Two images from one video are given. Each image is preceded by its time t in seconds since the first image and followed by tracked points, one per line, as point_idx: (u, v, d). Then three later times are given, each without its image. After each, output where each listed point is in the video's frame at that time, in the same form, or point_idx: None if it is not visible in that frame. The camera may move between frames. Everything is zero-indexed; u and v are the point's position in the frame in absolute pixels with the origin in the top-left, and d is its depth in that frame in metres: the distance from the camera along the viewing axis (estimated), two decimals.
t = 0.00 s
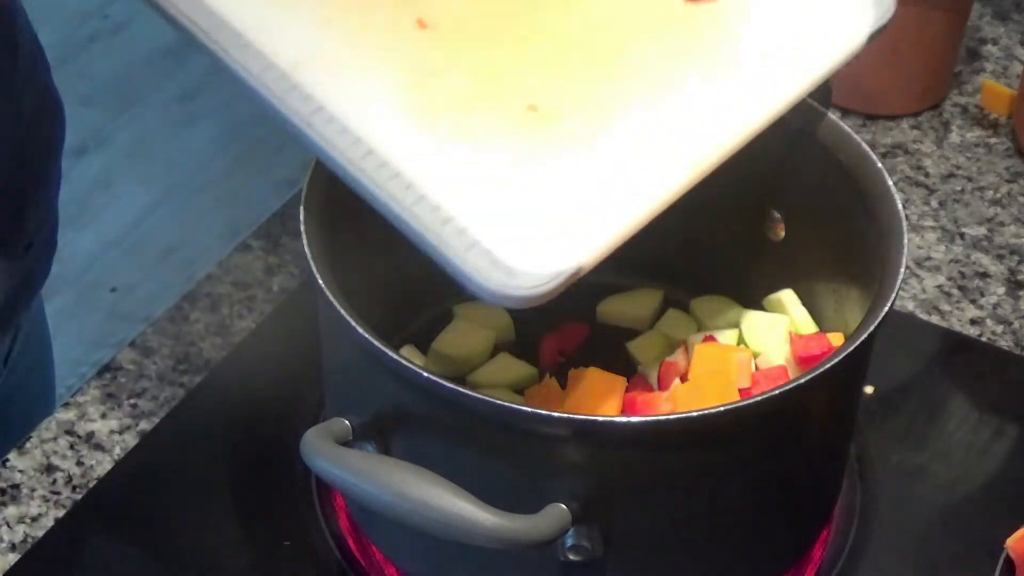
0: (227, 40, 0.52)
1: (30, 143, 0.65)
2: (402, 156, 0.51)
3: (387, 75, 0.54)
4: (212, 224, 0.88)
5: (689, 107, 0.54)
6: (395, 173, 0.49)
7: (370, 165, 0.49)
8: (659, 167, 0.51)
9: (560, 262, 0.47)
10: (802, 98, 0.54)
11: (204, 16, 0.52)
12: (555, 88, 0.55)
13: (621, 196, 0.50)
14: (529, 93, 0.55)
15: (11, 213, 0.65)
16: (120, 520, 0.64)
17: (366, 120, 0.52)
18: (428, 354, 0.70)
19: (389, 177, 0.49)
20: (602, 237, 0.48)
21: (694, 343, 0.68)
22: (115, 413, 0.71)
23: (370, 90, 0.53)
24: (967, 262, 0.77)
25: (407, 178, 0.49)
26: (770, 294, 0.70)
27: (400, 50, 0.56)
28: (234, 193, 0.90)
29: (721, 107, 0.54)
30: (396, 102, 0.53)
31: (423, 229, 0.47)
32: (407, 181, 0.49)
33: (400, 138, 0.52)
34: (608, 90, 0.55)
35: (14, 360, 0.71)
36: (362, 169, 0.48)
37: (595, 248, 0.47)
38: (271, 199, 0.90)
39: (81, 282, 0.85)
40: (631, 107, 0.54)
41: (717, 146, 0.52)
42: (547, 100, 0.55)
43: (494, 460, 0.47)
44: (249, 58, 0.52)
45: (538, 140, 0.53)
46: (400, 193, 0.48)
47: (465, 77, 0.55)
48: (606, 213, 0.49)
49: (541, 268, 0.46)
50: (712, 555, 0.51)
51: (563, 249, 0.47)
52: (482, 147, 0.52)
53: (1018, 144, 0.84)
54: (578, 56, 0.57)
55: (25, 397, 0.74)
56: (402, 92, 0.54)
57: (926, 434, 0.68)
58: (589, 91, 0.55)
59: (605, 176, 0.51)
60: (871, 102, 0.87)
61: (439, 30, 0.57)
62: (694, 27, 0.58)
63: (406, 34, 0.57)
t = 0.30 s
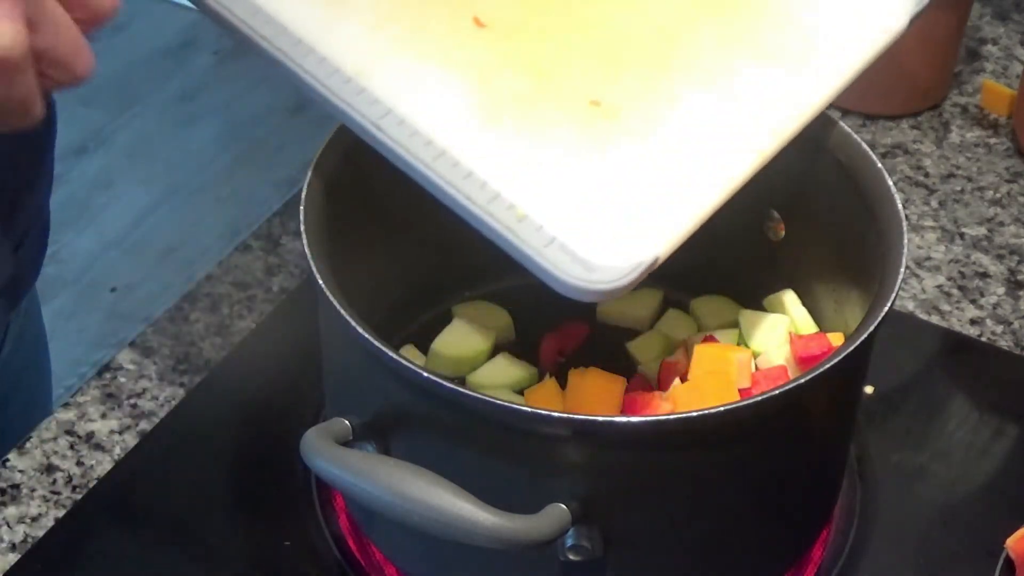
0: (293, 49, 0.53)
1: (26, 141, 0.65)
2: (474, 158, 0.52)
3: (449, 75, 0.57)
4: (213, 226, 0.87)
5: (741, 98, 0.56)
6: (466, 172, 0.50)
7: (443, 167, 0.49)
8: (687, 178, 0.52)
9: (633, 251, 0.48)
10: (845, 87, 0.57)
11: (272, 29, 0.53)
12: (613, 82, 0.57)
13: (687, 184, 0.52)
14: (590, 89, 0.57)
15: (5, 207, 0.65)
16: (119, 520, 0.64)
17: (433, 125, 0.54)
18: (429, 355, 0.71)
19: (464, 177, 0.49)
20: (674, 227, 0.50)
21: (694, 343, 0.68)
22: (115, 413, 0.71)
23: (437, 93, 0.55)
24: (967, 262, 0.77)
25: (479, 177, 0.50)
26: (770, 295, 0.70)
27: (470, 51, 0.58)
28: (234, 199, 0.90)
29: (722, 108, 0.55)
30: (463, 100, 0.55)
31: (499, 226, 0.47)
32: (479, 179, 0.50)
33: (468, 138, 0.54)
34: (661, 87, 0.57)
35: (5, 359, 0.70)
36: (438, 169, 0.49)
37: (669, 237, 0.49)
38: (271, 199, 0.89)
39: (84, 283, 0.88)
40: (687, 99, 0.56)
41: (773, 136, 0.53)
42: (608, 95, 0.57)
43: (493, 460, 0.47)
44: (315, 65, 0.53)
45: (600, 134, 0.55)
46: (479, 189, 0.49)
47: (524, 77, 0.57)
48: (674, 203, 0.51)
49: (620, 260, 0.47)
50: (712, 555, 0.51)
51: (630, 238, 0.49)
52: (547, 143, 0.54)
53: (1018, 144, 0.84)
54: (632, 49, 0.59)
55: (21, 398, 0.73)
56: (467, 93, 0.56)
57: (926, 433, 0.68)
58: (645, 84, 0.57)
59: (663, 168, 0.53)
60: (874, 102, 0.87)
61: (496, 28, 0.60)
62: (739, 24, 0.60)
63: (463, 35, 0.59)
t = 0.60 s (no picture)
0: (311, 52, 0.54)
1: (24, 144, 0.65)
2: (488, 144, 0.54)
3: (465, 73, 0.57)
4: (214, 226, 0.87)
5: (748, 90, 0.57)
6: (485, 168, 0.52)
7: (465, 164, 0.52)
8: (688, 179, 0.53)
9: (651, 239, 0.50)
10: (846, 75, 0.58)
11: (291, 36, 0.55)
12: (628, 73, 0.58)
13: (699, 176, 0.53)
14: (604, 81, 0.58)
15: None
16: (119, 520, 0.64)
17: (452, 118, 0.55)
18: (428, 354, 0.71)
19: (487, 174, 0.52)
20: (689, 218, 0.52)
21: (693, 343, 0.68)
22: (115, 413, 0.71)
23: (452, 89, 0.56)
24: (967, 262, 0.77)
25: (500, 171, 0.53)
26: (770, 294, 0.70)
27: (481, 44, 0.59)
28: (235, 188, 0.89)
29: (722, 107, 0.57)
30: (480, 96, 0.56)
31: (526, 222, 0.50)
32: (502, 175, 0.52)
33: (484, 134, 0.55)
34: (669, 81, 0.58)
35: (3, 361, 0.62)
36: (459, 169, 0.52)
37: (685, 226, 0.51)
38: (271, 199, 0.90)
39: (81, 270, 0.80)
40: (699, 91, 0.57)
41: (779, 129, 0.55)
42: (622, 88, 0.58)
43: (492, 460, 0.47)
44: (335, 68, 0.54)
45: (617, 125, 0.56)
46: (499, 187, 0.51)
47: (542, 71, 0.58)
48: (688, 194, 0.53)
49: (641, 245, 0.50)
50: (712, 555, 0.51)
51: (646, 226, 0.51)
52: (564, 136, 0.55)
53: (1018, 144, 0.84)
54: (644, 42, 0.60)
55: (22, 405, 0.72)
56: (484, 87, 0.57)
57: (926, 433, 0.68)
58: (658, 76, 0.58)
59: (675, 160, 0.54)
60: (873, 102, 0.87)
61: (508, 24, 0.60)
62: (745, 16, 0.61)
63: (477, 32, 0.60)
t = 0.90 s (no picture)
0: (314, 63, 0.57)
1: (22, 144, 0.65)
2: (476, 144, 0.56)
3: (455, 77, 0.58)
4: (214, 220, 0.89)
5: (736, 91, 0.58)
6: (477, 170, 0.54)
7: (452, 164, 0.54)
8: (688, 177, 0.55)
9: (639, 240, 0.52)
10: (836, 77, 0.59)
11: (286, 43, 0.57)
12: (619, 74, 0.59)
13: (688, 180, 0.55)
14: (594, 82, 0.59)
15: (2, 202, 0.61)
16: (119, 520, 0.64)
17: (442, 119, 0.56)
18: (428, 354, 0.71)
19: (474, 173, 0.54)
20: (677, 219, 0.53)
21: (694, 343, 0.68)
22: (115, 413, 0.71)
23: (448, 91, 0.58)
24: (967, 262, 0.77)
25: (488, 170, 0.54)
26: (770, 294, 0.70)
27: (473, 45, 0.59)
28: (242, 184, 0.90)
29: (722, 107, 0.57)
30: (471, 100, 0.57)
31: (511, 219, 0.52)
32: (490, 174, 0.54)
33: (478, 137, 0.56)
34: (660, 80, 0.59)
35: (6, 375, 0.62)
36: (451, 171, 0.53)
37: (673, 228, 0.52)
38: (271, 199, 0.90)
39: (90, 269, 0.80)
40: (688, 91, 0.58)
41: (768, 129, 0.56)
42: (611, 90, 0.59)
43: (493, 460, 0.47)
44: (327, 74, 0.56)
45: (606, 127, 0.57)
46: (489, 187, 0.53)
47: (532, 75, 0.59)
48: (677, 195, 0.54)
49: (630, 244, 0.52)
50: (712, 555, 0.51)
51: (635, 228, 0.52)
52: (557, 138, 0.57)
53: (1018, 144, 0.84)
54: (633, 42, 0.61)
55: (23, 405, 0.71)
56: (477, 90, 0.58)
57: (926, 433, 0.68)
58: (647, 76, 0.59)
59: (663, 162, 0.55)
60: (872, 102, 0.87)
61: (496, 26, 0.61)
62: (733, 15, 0.62)
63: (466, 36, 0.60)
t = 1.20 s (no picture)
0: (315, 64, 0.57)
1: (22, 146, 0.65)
2: (476, 140, 0.56)
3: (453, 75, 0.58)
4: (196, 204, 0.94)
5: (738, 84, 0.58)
6: (480, 165, 0.54)
7: (453, 160, 0.54)
8: (688, 177, 0.54)
9: (642, 235, 0.52)
10: (838, 69, 0.59)
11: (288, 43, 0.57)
12: (619, 70, 0.59)
13: (691, 175, 0.54)
14: (595, 79, 0.59)
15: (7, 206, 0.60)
16: (119, 520, 0.64)
17: (442, 116, 0.56)
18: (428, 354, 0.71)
19: (477, 169, 0.54)
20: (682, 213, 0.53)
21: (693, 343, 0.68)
22: (115, 413, 0.71)
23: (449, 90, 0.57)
24: (967, 262, 0.77)
25: (490, 167, 0.54)
26: (770, 294, 0.70)
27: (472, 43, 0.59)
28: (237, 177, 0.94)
29: (725, 102, 0.57)
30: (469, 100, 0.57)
31: (513, 214, 0.52)
32: (491, 170, 0.54)
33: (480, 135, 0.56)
34: (660, 77, 0.59)
35: None
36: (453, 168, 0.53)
37: (677, 223, 0.52)
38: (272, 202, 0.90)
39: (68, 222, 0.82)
40: (689, 85, 0.58)
41: (770, 123, 0.56)
42: (612, 84, 0.59)
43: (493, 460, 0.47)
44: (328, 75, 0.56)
45: (607, 122, 0.57)
46: (492, 183, 0.53)
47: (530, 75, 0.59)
48: (681, 189, 0.54)
49: (636, 238, 0.51)
50: (712, 555, 0.51)
51: (638, 225, 0.52)
52: (559, 134, 0.56)
53: (1018, 144, 0.84)
54: (633, 37, 0.60)
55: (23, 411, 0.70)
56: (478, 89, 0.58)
57: (926, 433, 0.68)
58: (647, 71, 0.59)
59: (663, 158, 0.55)
60: (872, 102, 0.87)
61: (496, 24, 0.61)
62: (732, 9, 0.62)
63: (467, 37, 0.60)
